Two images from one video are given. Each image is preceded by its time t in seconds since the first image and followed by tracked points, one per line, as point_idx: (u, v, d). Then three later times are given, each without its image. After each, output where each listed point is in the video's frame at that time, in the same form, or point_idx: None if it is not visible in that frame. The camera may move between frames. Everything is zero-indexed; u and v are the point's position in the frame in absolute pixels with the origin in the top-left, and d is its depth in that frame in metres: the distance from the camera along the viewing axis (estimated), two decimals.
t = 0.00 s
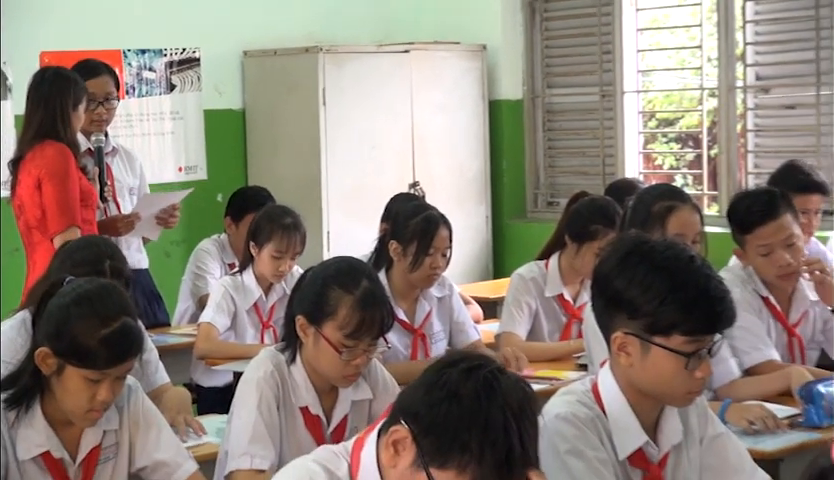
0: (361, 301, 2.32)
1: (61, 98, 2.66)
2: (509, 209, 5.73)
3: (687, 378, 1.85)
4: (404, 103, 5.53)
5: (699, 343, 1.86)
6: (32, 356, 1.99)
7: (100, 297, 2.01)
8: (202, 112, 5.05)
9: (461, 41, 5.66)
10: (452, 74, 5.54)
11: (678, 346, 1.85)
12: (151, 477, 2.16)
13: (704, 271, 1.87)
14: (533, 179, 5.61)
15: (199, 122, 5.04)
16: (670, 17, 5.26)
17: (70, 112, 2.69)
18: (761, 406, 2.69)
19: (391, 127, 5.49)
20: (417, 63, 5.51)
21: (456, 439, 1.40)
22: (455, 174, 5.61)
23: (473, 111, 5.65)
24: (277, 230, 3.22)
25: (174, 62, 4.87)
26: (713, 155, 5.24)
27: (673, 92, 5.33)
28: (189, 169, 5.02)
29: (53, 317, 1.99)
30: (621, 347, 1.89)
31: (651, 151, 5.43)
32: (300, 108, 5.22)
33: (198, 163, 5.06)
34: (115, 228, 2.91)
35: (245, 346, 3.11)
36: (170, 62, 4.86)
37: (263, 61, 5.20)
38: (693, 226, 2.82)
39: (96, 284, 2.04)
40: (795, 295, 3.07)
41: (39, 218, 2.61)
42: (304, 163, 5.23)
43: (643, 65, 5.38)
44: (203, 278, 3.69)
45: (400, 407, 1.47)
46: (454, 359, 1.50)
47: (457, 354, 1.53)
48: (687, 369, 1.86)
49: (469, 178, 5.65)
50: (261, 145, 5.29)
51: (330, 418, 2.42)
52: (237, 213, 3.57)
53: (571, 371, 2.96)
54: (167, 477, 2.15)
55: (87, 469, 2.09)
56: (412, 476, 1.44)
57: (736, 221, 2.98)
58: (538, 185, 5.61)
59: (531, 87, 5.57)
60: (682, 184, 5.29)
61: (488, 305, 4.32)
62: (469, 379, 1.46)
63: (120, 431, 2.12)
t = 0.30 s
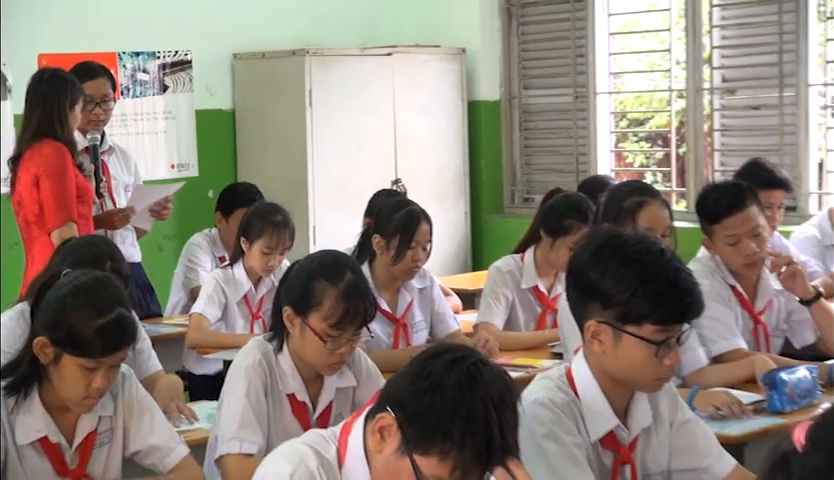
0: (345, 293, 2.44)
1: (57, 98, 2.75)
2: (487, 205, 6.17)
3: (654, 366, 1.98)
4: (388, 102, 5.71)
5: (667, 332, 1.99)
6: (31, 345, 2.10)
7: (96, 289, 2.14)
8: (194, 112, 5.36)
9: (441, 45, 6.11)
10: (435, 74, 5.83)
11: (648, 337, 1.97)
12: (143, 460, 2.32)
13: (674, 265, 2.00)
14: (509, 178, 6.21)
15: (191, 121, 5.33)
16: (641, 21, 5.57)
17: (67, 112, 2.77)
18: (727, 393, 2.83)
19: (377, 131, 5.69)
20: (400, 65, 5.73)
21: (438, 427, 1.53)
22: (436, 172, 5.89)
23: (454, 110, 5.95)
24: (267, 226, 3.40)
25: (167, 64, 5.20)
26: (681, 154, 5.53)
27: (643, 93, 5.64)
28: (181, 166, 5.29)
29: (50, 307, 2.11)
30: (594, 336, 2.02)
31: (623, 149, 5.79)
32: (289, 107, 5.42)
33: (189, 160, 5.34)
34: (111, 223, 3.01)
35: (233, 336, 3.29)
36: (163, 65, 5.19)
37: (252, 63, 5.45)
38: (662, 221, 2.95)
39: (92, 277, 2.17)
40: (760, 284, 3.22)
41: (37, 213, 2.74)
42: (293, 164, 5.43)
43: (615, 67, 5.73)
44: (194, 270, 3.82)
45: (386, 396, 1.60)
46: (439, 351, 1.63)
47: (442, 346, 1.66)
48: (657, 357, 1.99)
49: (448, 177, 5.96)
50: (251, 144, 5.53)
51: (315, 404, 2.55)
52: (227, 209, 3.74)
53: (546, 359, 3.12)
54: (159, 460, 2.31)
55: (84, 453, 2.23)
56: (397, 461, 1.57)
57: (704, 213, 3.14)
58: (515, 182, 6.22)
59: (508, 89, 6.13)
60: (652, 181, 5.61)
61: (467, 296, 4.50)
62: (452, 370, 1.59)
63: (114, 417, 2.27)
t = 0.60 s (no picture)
0: (328, 284, 2.56)
1: (52, 97, 2.88)
2: (464, 201, 6.40)
3: (659, 359, 2.06)
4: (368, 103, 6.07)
5: (677, 323, 2.06)
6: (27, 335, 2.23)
7: (87, 279, 2.26)
8: (184, 111, 5.48)
9: (419, 47, 6.30)
10: (415, 76, 6.17)
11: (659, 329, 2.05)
12: (135, 444, 2.46)
13: (684, 267, 2.09)
14: (485, 172, 6.41)
15: (179, 119, 5.41)
16: (611, 26, 5.85)
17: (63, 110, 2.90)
18: (693, 379, 3.00)
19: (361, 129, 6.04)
20: (380, 67, 6.06)
21: (417, 416, 1.63)
22: (416, 169, 6.24)
23: (432, 109, 6.28)
24: (252, 221, 3.57)
25: (157, 65, 5.27)
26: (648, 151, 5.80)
27: (613, 93, 5.92)
28: (171, 163, 5.38)
29: (45, 299, 2.23)
30: (606, 321, 2.10)
31: (594, 147, 6.05)
32: (276, 107, 5.72)
33: (178, 157, 5.42)
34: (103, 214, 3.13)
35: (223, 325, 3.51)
36: (154, 66, 5.26)
37: (240, 63, 5.65)
38: (630, 214, 3.15)
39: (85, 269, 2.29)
40: (718, 272, 3.42)
41: (33, 209, 2.85)
42: (280, 157, 5.72)
43: (586, 69, 6.00)
44: (184, 263, 4.03)
45: (369, 384, 1.70)
46: (420, 343, 1.74)
47: (423, 338, 1.77)
48: (664, 348, 2.06)
49: (428, 171, 6.30)
50: (237, 138, 5.71)
51: (300, 390, 2.69)
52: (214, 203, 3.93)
53: (519, 347, 3.45)
54: (151, 445, 2.46)
55: (77, 437, 2.37)
56: (378, 447, 1.67)
57: (662, 202, 3.32)
58: (490, 178, 6.41)
59: (484, 89, 6.34)
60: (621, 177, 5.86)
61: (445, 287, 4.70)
62: (431, 361, 1.69)
63: (107, 404, 2.40)
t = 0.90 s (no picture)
0: (316, 278, 2.68)
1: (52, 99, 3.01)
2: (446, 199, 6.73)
3: (684, 395, 2.15)
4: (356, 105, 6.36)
5: (712, 373, 2.14)
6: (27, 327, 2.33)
7: (85, 275, 2.39)
8: (177, 112, 5.87)
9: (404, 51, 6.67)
10: (397, 81, 6.45)
11: (695, 370, 2.13)
12: (131, 432, 2.63)
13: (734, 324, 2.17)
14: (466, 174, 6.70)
15: (174, 120, 5.84)
16: (587, 31, 6.16)
17: (62, 111, 3.05)
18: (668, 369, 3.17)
19: (349, 131, 6.34)
20: (367, 71, 6.34)
21: (401, 406, 1.75)
22: (401, 169, 6.58)
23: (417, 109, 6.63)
24: (240, 214, 3.87)
25: (152, 69, 5.67)
26: (623, 151, 6.14)
27: (589, 96, 6.25)
28: (166, 163, 5.80)
29: (44, 292, 2.35)
30: (647, 345, 2.19)
31: (570, 147, 6.34)
32: (267, 111, 5.99)
33: (172, 156, 5.84)
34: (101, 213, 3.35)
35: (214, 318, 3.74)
36: (149, 70, 5.66)
37: (232, 66, 5.97)
38: (605, 211, 3.33)
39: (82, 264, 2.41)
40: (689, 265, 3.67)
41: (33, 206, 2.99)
42: (271, 158, 6.00)
43: (562, 73, 6.30)
44: (179, 258, 4.30)
45: (355, 376, 1.84)
46: (406, 336, 1.86)
47: (410, 332, 1.89)
48: (692, 389, 2.15)
49: (412, 169, 6.63)
50: (228, 141, 6.07)
51: (289, 379, 2.82)
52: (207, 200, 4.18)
53: (499, 338, 3.70)
54: (146, 433, 2.64)
55: (76, 425, 2.51)
56: (364, 435, 1.80)
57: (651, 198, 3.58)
58: (470, 177, 6.69)
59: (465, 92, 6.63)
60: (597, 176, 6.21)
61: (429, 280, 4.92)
62: (416, 353, 1.82)
63: (105, 393, 2.56)
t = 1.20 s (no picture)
0: (309, 273, 2.77)
1: (56, 103, 3.14)
2: (432, 196, 7.26)
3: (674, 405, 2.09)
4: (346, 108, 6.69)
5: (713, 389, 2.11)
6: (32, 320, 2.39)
7: (87, 270, 2.44)
8: (175, 115, 6.23)
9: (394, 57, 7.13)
10: (387, 85, 6.85)
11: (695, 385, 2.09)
12: (131, 421, 2.71)
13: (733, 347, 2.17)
14: (452, 173, 7.28)
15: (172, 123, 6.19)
16: (566, 37, 6.57)
17: (65, 115, 3.17)
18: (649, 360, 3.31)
19: (339, 134, 6.66)
20: (357, 76, 6.68)
21: (389, 395, 1.84)
22: (390, 168, 6.95)
23: (405, 111, 7.03)
24: (231, 208, 4.07)
25: (151, 74, 6.02)
26: (601, 152, 6.55)
27: (569, 99, 6.66)
28: (164, 163, 6.15)
29: (46, 287, 2.40)
30: (653, 355, 2.17)
31: (551, 148, 6.80)
32: (259, 113, 6.32)
33: (169, 156, 6.19)
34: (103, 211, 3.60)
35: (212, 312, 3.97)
36: (149, 74, 6.01)
37: (229, 70, 6.32)
38: (584, 209, 3.46)
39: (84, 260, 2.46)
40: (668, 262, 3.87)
41: (38, 204, 3.14)
42: (265, 158, 6.33)
43: (544, 77, 6.74)
44: (176, 254, 4.57)
45: (346, 366, 1.92)
46: (395, 326, 1.94)
47: (399, 322, 1.97)
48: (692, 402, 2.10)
49: (399, 172, 7.03)
50: (226, 141, 6.41)
51: (284, 370, 2.96)
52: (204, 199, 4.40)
53: (484, 330, 3.86)
54: (146, 421, 2.72)
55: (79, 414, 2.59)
56: (354, 422, 1.90)
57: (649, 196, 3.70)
58: (456, 177, 7.28)
59: (451, 95, 7.16)
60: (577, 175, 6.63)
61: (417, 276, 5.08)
62: (404, 343, 1.90)
63: (106, 384, 2.64)
